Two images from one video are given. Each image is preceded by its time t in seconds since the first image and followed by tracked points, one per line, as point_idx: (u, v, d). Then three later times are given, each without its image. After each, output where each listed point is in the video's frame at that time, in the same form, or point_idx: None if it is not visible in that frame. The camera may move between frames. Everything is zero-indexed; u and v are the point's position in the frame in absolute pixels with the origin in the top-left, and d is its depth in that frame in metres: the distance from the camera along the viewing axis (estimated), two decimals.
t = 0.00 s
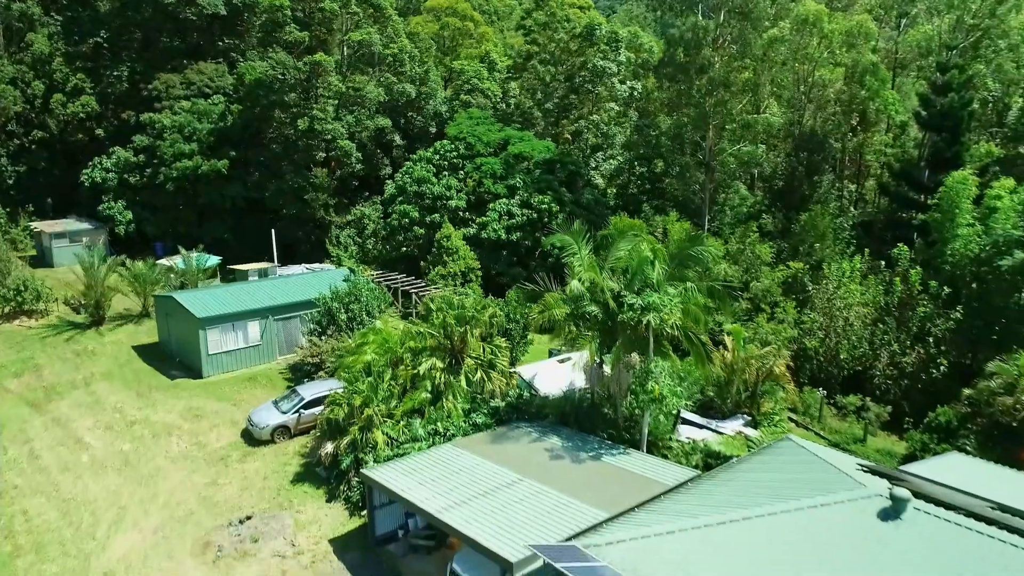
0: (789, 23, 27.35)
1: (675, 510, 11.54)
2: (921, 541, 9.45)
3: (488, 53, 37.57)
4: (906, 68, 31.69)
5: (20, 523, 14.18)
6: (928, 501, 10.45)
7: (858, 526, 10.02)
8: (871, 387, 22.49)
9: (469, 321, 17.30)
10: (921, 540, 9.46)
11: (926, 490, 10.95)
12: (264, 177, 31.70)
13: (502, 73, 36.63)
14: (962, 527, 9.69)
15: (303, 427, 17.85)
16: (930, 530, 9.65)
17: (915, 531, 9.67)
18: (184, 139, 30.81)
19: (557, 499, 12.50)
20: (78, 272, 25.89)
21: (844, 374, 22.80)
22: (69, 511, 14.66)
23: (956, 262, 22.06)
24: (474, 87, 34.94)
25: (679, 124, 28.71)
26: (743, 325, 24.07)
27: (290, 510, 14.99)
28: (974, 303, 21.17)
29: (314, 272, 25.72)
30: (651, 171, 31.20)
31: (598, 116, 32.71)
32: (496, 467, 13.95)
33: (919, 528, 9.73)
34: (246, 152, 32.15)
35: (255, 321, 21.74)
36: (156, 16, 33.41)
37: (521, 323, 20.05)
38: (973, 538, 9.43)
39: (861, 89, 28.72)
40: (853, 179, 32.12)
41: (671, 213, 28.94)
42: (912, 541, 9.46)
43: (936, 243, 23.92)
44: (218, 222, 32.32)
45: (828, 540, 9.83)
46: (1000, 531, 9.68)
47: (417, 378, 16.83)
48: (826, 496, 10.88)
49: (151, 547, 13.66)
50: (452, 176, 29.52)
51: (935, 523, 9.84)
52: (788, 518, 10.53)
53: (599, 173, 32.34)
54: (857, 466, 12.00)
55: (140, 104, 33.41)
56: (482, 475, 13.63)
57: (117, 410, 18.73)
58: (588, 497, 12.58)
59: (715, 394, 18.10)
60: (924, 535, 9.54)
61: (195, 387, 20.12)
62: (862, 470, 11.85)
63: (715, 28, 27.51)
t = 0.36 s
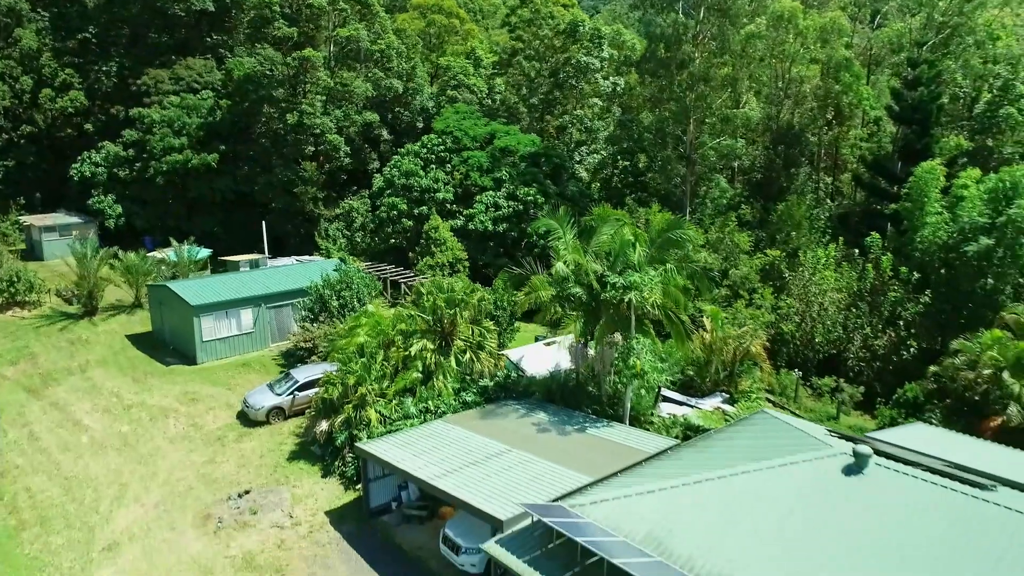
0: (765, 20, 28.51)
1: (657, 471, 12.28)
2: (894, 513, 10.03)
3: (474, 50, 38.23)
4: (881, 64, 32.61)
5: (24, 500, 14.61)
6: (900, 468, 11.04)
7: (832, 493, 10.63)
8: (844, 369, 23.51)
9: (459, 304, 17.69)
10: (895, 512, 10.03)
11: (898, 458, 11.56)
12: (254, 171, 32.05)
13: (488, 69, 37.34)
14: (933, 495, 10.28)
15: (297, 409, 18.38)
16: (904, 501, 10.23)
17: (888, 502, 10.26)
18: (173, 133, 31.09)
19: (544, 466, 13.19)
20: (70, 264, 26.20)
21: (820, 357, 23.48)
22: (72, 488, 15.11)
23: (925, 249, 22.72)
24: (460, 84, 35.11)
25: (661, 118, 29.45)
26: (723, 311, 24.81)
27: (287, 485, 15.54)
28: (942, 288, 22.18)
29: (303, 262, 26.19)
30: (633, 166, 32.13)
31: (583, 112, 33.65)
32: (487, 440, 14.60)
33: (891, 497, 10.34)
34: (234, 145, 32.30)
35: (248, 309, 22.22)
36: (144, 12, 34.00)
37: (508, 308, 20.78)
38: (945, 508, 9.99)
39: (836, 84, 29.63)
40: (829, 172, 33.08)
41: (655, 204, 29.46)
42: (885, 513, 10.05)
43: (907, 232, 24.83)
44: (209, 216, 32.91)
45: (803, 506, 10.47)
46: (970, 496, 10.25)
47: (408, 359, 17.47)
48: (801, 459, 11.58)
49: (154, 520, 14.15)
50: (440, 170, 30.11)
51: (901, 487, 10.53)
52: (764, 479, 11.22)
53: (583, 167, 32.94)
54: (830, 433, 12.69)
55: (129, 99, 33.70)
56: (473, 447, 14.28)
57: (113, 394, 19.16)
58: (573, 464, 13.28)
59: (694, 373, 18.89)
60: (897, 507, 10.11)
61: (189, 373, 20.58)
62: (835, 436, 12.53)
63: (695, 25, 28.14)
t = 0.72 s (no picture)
0: (742, 16, 29.26)
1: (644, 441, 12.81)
2: (881, 502, 10.05)
3: (459, 47, 38.91)
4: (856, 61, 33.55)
5: (26, 478, 15.03)
6: (891, 454, 11.05)
7: (818, 478, 10.76)
8: (819, 352, 24.25)
9: (447, 288, 18.40)
10: (881, 502, 10.06)
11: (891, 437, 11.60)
12: (242, 165, 32.45)
13: (472, 66, 38.06)
14: (923, 484, 10.27)
15: (290, 392, 18.90)
16: (891, 490, 10.25)
17: (875, 492, 10.28)
18: (162, 128, 31.23)
19: (531, 437, 13.86)
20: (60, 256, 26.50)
21: (795, 342, 24.34)
22: (72, 467, 15.53)
23: (896, 237, 23.99)
24: (446, 79, 36.15)
25: (642, 113, 30.29)
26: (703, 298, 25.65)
27: (283, 462, 16.07)
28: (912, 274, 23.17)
29: (292, 253, 26.61)
30: (616, 161, 32.87)
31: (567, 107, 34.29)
32: (476, 415, 15.21)
33: (877, 484, 10.43)
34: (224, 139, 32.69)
35: (240, 297, 22.67)
36: (131, 8, 34.22)
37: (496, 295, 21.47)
38: (933, 497, 9.97)
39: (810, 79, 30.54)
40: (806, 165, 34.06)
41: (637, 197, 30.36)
42: (872, 502, 10.09)
43: (879, 221, 25.76)
44: (197, 210, 33.08)
45: (787, 489, 10.67)
46: (961, 484, 10.18)
47: (399, 341, 17.98)
48: (786, 439, 11.84)
49: (154, 495, 14.64)
50: (427, 163, 30.70)
51: (881, 466, 10.80)
52: (750, 459, 11.48)
53: (567, 161, 33.59)
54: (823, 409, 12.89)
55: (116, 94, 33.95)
56: (463, 421, 14.92)
57: (109, 380, 19.58)
58: (559, 435, 13.96)
59: (675, 354, 19.70)
60: (883, 497, 10.16)
61: (183, 360, 21.03)
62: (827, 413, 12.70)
63: (674, 22, 29.14)
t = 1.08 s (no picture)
0: (721, 13, 30.11)
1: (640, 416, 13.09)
2: (880, 502, 9.83)
3: (446, 44, 39.55)
4: (834, 58, 34.51)
5: (29, 457, 15.46)
6: (894, 450, 10.83)
7: (817, 474, 10.63)
8: (797, 338, 24.89)
9: (438, 273, 18.94)
10: (881, 502, 9.83)
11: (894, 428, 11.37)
12: (233, 160, 32.83)
13: (460, 63, 38.74)
14: (924, 482, 10.03)
15: (285, 375, 19.40)
16: (891, 490, 10.02)
17: (875, 492, 10.05)
18: (152, 123, 31.47)
19: (520, 411, 14.52)
20: (53, 248, 26.83)
21: (775, 327, 24.98)
22: (74, 447, 15.97)
23: (871, 226, 24.73)
24: (434, 75, 36.76)
25: (627, 109, 31.14)
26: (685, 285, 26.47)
27: (280, 440, 16.61)
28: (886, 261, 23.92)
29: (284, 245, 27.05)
30: (601, 156, 32.99)
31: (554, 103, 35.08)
32: (468, 393, 15.83)
33: (876, 484, 10.19)
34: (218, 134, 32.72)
35: (234, 287, 23.13)
36: (120, 5, 34.59)
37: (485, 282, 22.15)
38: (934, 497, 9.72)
39: (789, 75, 31.16)
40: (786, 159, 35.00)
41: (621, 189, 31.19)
42: (871, 502, 9.86)
43: (854, 211, 26.64)
44: (188, 204, 33.23)
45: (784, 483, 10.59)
46: (963, 482, 9.90)
47: (391, 326, 18.54)
48: (785, 430, 11.81)
49: (156, 471, 15.14)
50: (415, 157, 31.24)
51: (881, 464, 10.57)
52: (748, 450, 11.45)
53: (554, 155, 34.33)
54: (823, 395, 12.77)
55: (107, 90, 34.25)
56: (453, 398, 15.55)
57: (106, 366, 20.02)
58: (546, 408, 14.63)
59: (658, 337, 20.51)
60: (882, 497, 9.93)
61: (178, 347, 21.50)
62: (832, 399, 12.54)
63: (657, 20, 29.86)
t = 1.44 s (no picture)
0: (704, 9, 30.46)
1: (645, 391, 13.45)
2: (868, 489, 10.03)
3: (435, 41, 40.11)
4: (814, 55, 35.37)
5: (33, 437, 15.91)
6: (886, 438, 10.99)
7: (810, 455, 10.91)
8: (778, 324, 25.52)
9: (430, 260, 19.51)
10: (869, 489, 10.05)
11: (896, 414, 11.49)
12: (225, 154, 33.21)
13: (448, 59, 39.29)
14: (914, 471, 10.22)
15: (281, 360, 19.95)
16: (879, 477, 10.24)
17: (863, 479, 10.26)
18: (144, 117, 32.00)
19: (510, 387, 15.18)
20: (47, 241, 27.16)
21: (756, 314, 25.74)
22: (77, 428, 16.43)
23: (848, 217, 25.73)
24: (422, 72, 37.09)
25: (613, 104, 31.88)
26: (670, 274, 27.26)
27: (278, 420, 17.17)
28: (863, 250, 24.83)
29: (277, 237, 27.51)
30: (588, 150, 34.08)
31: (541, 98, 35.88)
32: (461, 372, 16.46)
33: (864, 472, 10.38)
34: (210, 129, 33.12)
35: (229, 276, 23.61)
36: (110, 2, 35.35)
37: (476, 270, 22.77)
38: (921, 485, 9.92)
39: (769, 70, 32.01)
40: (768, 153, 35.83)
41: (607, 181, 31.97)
42: (859, 489, 10.08)
43: (832, 202, 27.52)
44: (180, 199, 33.54)
45: (775, 461, 10.93)
46: (956, 476, 9.97)
47: (385, 311, 19.13)
48: (785, 410, 12.12)
49: (158, 450, 15.65)
50: (406, 151, 31.77)
51: (872, 452, 10.73)
52: (745, 430, 11.80)
53: (541, 150, 34.85)
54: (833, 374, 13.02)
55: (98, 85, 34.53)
56: (446, 377, 16.19)
57: (104, 353, 20.45)
58: (535, 384, 15.32)
59: (642, 322, 21.27)
60: (870, 484, 10.15)
61: (175, 335, 21.95)
62: (838, 380, 12.76)
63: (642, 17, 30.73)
